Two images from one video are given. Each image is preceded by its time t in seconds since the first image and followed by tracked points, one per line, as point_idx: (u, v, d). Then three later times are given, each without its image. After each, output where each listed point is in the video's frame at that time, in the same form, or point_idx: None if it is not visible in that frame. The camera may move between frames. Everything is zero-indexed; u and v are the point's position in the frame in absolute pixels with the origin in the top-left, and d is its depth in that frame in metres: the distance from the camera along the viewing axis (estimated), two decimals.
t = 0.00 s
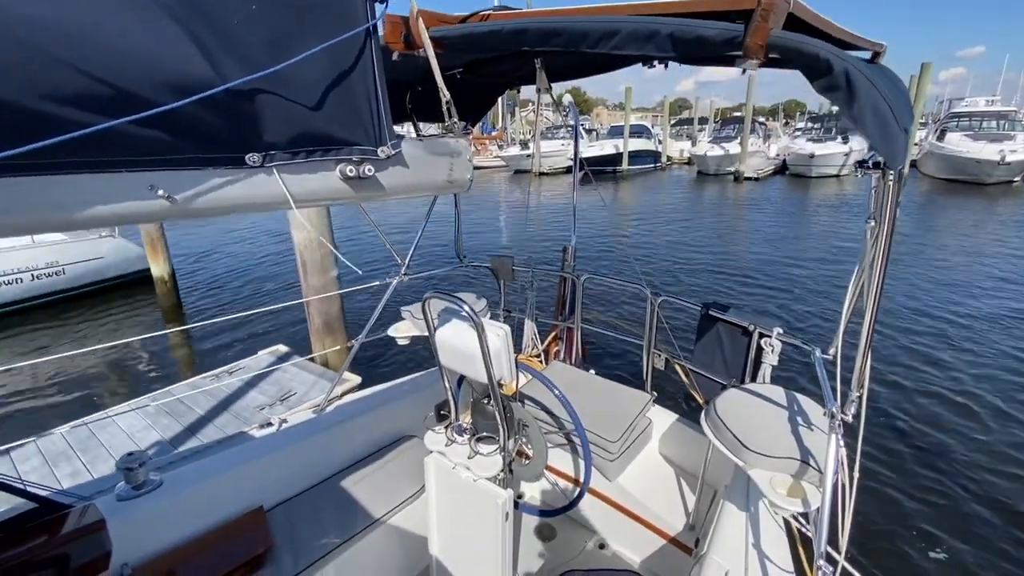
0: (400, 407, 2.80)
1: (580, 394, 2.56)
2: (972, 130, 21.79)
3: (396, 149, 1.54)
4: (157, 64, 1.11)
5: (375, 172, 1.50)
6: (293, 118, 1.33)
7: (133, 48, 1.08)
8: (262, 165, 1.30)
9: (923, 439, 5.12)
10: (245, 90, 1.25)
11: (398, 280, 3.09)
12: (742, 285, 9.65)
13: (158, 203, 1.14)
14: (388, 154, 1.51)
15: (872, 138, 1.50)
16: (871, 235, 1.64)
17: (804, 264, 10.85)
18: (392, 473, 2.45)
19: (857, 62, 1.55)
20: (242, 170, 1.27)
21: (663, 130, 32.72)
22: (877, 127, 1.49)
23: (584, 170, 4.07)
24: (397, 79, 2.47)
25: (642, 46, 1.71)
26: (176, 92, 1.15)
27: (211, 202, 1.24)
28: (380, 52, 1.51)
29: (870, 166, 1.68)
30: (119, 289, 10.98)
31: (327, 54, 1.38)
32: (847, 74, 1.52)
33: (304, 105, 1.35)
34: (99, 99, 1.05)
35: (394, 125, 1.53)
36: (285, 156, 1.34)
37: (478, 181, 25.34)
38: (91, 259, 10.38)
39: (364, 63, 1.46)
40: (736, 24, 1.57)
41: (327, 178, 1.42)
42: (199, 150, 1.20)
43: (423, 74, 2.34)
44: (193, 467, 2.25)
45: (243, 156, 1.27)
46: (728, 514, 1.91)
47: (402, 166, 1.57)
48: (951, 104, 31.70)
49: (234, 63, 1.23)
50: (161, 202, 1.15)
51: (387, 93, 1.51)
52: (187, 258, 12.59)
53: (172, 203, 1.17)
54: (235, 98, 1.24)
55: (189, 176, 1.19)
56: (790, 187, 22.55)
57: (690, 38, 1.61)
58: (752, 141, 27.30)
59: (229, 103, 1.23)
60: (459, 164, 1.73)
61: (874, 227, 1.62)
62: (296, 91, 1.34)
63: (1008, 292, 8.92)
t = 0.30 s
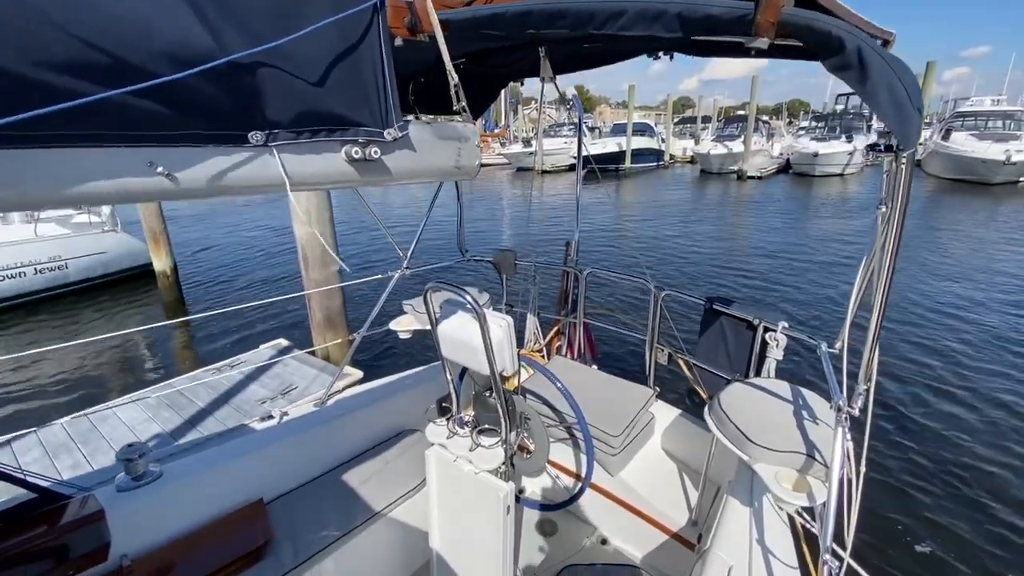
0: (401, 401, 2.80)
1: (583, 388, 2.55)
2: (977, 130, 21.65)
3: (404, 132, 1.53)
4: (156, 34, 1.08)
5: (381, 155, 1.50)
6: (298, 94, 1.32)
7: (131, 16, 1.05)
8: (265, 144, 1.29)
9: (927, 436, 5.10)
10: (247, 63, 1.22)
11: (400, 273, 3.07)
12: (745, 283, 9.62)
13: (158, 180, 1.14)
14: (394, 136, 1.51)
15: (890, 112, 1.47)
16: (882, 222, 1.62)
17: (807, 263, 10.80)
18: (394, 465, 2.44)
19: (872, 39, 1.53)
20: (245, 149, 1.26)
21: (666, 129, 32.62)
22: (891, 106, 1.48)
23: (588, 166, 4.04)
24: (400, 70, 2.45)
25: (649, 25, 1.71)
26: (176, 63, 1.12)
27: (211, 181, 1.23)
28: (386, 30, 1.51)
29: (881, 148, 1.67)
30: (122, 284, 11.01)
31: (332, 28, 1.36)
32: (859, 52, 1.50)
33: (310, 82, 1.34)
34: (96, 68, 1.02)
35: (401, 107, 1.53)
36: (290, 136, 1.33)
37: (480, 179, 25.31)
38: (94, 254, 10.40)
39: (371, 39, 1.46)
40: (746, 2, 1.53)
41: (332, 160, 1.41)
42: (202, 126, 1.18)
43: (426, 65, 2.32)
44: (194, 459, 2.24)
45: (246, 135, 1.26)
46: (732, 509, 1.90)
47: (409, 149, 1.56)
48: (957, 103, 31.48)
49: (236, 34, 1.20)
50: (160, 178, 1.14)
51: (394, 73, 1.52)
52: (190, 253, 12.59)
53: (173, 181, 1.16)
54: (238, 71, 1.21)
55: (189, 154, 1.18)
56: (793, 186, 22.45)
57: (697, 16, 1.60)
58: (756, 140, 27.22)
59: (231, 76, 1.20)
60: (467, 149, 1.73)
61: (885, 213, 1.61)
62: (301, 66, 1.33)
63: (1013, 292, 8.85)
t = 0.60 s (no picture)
0: (402, 393, 2.79)
1: (585, 382, 2.54)
2: (984, 128, 21.50)
3: (406, 113, 1.49)
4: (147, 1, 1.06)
5: (383, 136, 1.46)
6: (296, 70, 1.29)
7: None
8: (262, 123, 1.26)
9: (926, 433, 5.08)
10: (244, 35, 1.20)
11: (401, 266, 3.04)
12: (748, 279, 9.57)
13: (151, 157, 1.10)
14: (396, 118, 1.46)
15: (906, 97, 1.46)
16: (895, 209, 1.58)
17: (810, 260, 10.76)
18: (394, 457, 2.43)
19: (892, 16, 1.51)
20: (241, 127, 1.23)
21: (671, 125, 32.47)
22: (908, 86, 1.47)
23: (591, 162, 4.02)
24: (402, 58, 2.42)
25: (657, 4, 1.69)
26: (168, 32, 1.10)
27: (205, 160, 1.19)
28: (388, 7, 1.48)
29: (897, 131, 1.65)
30: (125, 276, 11.01)
31: (332, 3, 1.35)
32: (880, 28, 1.47)
33: (308, 58, 1.32)
34: (83, 34, 0.99)
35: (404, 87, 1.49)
36: (288, 114, 1.30)
37: (483, 173, 25.27)
38: (97, 246, 10.39)
39: (372, 15, 1.43)
40: None
41: (332, 141, 1.37)
42: (195, 101, 1.15)
43: (429, 52, 2.29)
44: (193, 449, 2.23)
45: (242, 113, 1.23)
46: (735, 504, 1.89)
47: (411, 132, 1.52)
48: (963, 101, 31.23)
49: (231, 6, 1.19)
50: (153, 155, 1.10)
51: (397, 52, 1.48)
52: (192, 245, 12.59)
53: (166, 158, 1.13)
54: (234, 45, 1.19)
55: (182, 130, 1.14)
56: (797, 183, 22.36)
57: None
58: (760, 137, 27.07)
59: (226, 48, 1.18)
60: (471, 134, 1.70)
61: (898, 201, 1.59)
62: (299, 42, 1.31)
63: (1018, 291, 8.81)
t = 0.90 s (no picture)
0: (405, 386, 2.78)
1: (590, 376, 2.52)
2: (993, 124, 21.27)
3: (408, 99, 1.47)
4: None
5: (384, 123, 1.43)
6: (296, 52, 1.27)
7: None
8: (263, 106, 1.24)
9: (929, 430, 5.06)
10: (241, 14, 1.17)
11: (406, 258, 3.01)
12: (752, 275, 9.51)
13: (151, 139, 1.08)
14: (398, 104, 1.44)
15: (936, 87, 1.42)
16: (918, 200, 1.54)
17: (816, 255, 10.70)
18: (398, 447, 2.40)
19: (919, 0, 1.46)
20: (241, 110, 1.21)
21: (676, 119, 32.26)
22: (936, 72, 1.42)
23: (597, 156, 3.98)
24: (408, 47, 2.39)
25: None
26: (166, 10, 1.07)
27: (206, 143, 1.17)
28: None
29: (923, 122, 1.60)
30: (129, 267, 11.04)
31: None
32: (908, 13, 1.43)
33: (309, 41, 1.30)
34: (82, 12, 0.97)
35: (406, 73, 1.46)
36: (289, 98, 1.27)
37: (487, 167, 25.18)
38: (101, 236, 10.40)
39: None
40: None
41: (333, 125, 1.35)
42: (195, 83, 1.14)
43: (438, 41, 2.26)
44: (197, 440, 2.23)
45: (243, 96, 1.21)
46: (741, 500, 1.87)
47: (413, 119, 1.50)
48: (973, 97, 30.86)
49: None
50: (152, 138, 1.08)
51: (399, 38, 1.45)
52: (196, 236, 12.61)
53: (165, 141, 1.11)
54: (233, 24, 1.17)
55: (181, 113, 1.12)
56: (803, 178, 22.19)
57: None
58: (766, 132, 26.86)
59: (224, 28, 1.16)
60: (473, 122, 1.68)
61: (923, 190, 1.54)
62: (299, 23, 1.28)
63: None
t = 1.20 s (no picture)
0: (412, 378, 2.77)
1: (598, 372, 2.50)
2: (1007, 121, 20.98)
3: (417, 86, 1.42)
4: None
5: (393, 110, 1.39)
6: (303, 36, 1.24)
7: None
8: (270, 91, 1.20)
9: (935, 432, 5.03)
10: None
11: (414, 249, 2.98)
12: (760, 271, 9.44)
13: (156, 124, 1.05)
14: (407, 91, 1.39)
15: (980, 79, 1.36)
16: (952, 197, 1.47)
17: (823, 252, 10.62)
18: (405, 440, 2.39)
19: None
20: (249, 95, 1.17)
21: (685, 111, 31.96)
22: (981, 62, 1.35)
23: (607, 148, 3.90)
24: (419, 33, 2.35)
25: None
26: None
27: (212, 130, 1.14)
28: None
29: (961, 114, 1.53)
30: (136, 254, 11.09)
31: None
32: None
33: (316, 24, 1.27)
34: None
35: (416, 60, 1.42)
36: (297, 83, 1.24)
37: (493, 158, 25.09)
38: (108, 225, 10.43)
39: None
40: None
41: (341, 112, 1.31)
42: (201, 65, 1.11)
43: (448, 27, 2.22)
44: (203, 430, 2.24)
45: (251, 80, 1.18)
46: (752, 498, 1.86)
47: (423, 107, 1.46)
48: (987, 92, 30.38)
49: None
50: (157, 122, 1.05)
51: (409, 23, 1.41)
52: (203, 224, 12.62)
53: (171, 126, 1.07)
54: (241, 7, 1.16)
55: (187, 97, 1.09)
56: (812, 174, 22.01)
57: None
58: (775, 126, 26.57)
59: (230, 10, 1.14)
60: (484, 110, 1.63)
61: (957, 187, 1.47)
62: (305, 7, 1.26)
63: None
